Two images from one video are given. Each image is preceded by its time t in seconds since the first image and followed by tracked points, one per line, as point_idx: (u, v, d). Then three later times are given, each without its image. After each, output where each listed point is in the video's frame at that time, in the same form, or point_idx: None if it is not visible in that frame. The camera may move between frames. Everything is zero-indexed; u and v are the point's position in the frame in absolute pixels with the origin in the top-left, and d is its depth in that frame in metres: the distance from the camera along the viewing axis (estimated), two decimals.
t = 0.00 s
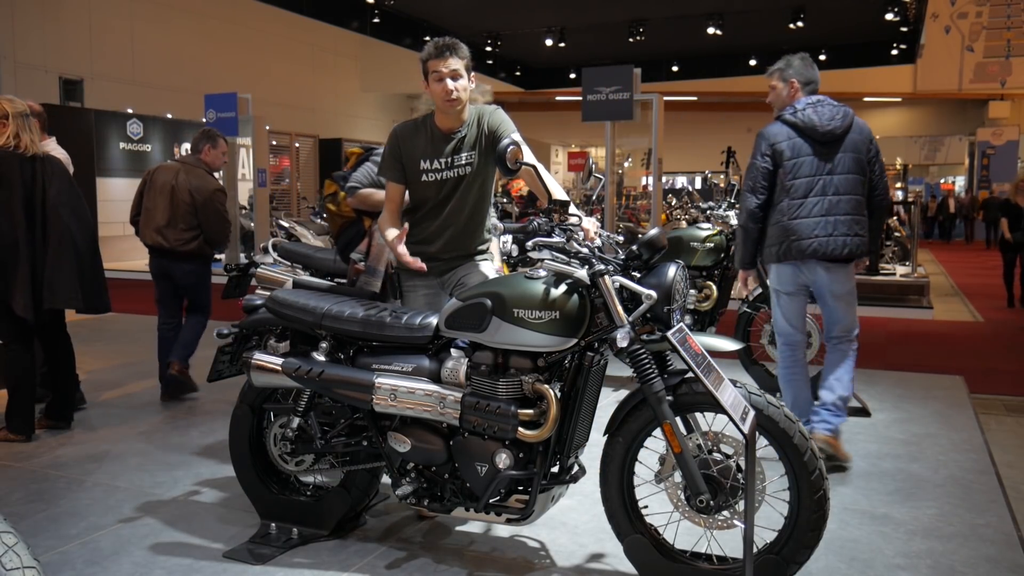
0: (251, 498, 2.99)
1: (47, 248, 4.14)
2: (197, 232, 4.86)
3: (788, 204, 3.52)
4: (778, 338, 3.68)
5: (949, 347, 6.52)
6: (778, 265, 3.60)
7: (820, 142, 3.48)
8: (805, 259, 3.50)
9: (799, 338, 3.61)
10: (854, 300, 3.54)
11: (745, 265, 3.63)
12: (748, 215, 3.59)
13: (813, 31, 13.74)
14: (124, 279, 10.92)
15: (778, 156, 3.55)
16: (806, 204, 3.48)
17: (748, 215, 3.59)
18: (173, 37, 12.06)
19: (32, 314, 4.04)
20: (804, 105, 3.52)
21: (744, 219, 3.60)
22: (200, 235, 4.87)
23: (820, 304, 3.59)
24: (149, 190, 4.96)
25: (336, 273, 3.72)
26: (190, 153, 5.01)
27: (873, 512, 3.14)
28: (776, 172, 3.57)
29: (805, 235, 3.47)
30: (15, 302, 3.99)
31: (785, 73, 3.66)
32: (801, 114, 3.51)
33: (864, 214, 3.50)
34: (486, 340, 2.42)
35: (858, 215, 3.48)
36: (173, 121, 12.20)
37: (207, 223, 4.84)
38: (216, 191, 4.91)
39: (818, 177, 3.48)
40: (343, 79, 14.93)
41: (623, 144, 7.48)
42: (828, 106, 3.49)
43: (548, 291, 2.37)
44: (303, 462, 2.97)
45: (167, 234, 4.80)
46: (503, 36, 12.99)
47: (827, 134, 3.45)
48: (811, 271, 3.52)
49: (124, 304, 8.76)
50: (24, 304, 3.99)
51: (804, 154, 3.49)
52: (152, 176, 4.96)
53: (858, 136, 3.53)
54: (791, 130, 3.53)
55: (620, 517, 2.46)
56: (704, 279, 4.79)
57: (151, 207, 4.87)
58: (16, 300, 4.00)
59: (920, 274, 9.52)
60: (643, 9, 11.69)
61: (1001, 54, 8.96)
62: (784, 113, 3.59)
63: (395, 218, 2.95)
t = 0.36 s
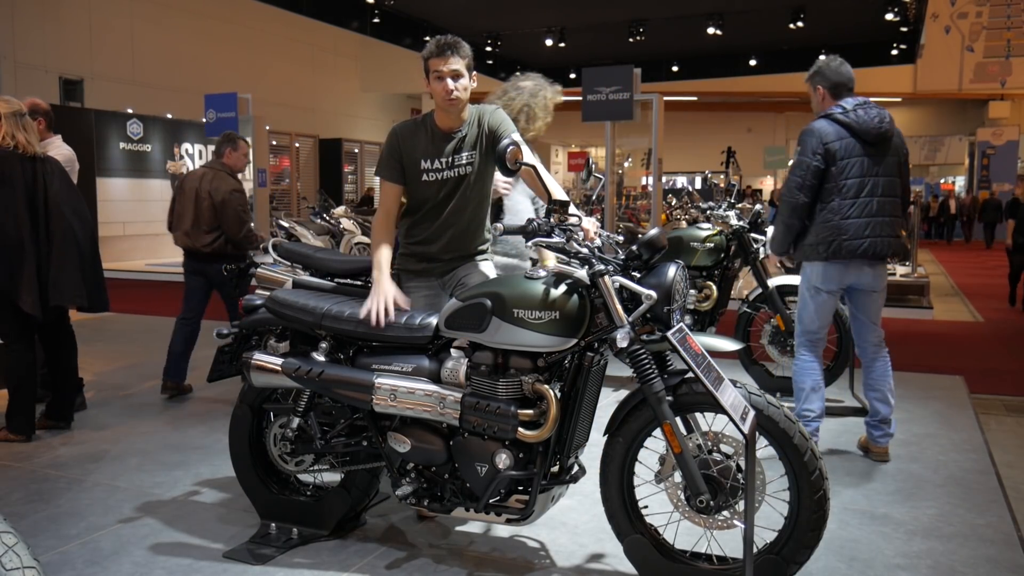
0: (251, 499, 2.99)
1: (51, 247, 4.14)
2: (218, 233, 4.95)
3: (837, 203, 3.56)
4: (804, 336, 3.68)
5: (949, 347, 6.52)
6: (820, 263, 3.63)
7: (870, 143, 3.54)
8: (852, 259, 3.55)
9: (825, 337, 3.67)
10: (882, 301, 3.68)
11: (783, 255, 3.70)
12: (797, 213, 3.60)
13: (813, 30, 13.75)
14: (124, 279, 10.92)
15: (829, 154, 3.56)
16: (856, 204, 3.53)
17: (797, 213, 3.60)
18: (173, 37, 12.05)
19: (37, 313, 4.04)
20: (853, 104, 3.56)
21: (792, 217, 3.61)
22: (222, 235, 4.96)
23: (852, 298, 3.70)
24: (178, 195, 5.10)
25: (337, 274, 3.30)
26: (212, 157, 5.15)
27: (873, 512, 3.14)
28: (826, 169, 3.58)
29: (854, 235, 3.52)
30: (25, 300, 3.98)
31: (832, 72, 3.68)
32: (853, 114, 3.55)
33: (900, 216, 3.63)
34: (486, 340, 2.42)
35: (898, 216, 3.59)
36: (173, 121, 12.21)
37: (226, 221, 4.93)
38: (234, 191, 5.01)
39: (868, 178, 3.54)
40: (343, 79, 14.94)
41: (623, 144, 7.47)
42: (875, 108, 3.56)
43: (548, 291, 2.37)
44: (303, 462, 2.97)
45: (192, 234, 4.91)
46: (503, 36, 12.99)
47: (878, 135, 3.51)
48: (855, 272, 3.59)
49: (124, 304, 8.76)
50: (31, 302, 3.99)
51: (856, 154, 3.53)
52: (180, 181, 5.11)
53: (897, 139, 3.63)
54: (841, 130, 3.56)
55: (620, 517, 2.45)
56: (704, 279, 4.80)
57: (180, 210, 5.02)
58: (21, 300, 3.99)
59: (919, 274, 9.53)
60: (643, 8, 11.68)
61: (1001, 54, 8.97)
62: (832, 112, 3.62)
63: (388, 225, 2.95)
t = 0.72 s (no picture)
0: (251, 499, 2.99)
1: (50, 247, 4.13)
2: (253, 224, 5.38)
3: (860, 198, 3.59)
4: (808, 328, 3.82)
5: (950, 347, 6.52)
6: (846, 260, 3.64)
7: (886, 140, 3.62)
8: (872, 254, 3.58)
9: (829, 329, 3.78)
10: (893, 302, 3.72)
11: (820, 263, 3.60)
12: (826, 210, 3.57)
13: (813, 31, 13.76)
14: (124, 279, 10.91)
15: (849, 150, 3.61)
16: (877, 199, 3.57)
17: (827, 210, 3.58)
18: (173, 37, 12.05)
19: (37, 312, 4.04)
20: (867, 105, 3.64)
21: (822, 214, 3.59)
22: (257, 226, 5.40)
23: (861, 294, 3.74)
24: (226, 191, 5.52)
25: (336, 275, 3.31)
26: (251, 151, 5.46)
27: (873, 512, 3.14)
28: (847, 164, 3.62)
29: (876, 229, 3.55)
30: (23, 300, 3.99)
31: (844, 76, 3.75)
32: (870, 113, 3.60)
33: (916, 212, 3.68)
34: (486, 340, 2.42)
35: (914, 211, 3.65)
36: (173, 121, 12.20)
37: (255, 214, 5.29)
38: (260, 182, 5.31)
39: (886, 174, 3.59)
40: (342, 79, 14.97)
41: (623, 144, 7.47)
42: (890, 108, 3.64)
43: (548, 291, 2.37)
44: (303, 462, 2.97)
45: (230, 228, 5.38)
46: (503, 36, 12.99)
47: (895, 134, 3.58)
48: (869, 269, 3.63)
49: (124, 304, 8.76)
50: (30, 301, 4.00)
51: (875, 151, 3.59)
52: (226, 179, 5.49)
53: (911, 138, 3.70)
54: (859, 128, 3.61)
55: (620, 518, 2.45)
56: (704, 279, 4.78)
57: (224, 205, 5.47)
58: (21, 299, 3.99)
59: (919, 274, 9.54)
60: (644, 8, 11.67)
61: (1001, 54, 8.97)
62: (847, 112, 3.67)
63: (391, 227, 2.91)
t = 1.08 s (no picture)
0: (251, 498, 2.99)
1: (47, 247, 4.13)
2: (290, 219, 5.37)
3: (842, 202, 3.60)
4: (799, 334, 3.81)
5: (950, 347, 6.52)
6: (826, 262, 3.66)
7: (863, 144, 3.63)
8: (856, 256, 3.61)
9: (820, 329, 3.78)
10: (876, 299, 3.78)
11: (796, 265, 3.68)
12: (807, 218, 3.58)
13: (813, 31, 13.76)
14: (124, 279, 10.90)
15: (830, 156, 3.61)
16: (859, 202, 3.59)
17: (808, 219, 3.58)
18: (173, 37, 12.05)
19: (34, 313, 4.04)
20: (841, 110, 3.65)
21: (803, 222, 3.59)
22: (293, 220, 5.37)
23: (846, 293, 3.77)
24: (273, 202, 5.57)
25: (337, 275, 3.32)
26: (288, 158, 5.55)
27: (873, 512, 3.14)
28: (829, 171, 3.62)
29: (860, 233, 3.58)
30: (20, 302, 3.99)
31: (814, 85, 3.73)
32: (846, 118, 3.60)
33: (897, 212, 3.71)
34: (486, 340, 2.42)
35: (895, 211, 3.69)
36: (173, 121, 12.20)
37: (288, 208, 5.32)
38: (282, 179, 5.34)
39: (867, 177, 3.61)
40: (342, 79, 14.99)
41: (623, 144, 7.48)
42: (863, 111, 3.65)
43: (548, 292, 2.37)
44: (303, 462, 2.97)
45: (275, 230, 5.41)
46: (503, 36, 13.00)
47: (872, 138, 3.59)
48: (854, 269, 3.65)
49: (124, 304, 8.77)
50: (27, 303, 4.00)
51: (854, 156, 3.60)
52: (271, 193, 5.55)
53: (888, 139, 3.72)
54: (837, 135, 3.61)
55: (620, 517, 2.45)
56: (704, 279, 4.76)
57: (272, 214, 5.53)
58: (19, 300, 4.00)
59: (919, 274, 9.54)
60: (643, 9, 11.67)
61: (1001, 54, 8.96)
62: (824, 119, 3.66)
63: (391, 225, 2.92)
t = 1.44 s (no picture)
0: (250, 499, 2.99)
1: (47, 247, 4.13)
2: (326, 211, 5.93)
3: (818, 203, 3.75)
4: (799, 324, 3.84)
5: (951, 347, 6.52)
6: (804, 262, 3.80)
7: (834, 145, 3.80)
8: (841, 251, 3.78)
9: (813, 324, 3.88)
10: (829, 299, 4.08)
11: (774, 265, 3.80)
12: (787, 222, 3.70)
13: (813, 31, 13.76)
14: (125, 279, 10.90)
15: (810, 159, 3.73)
16: (838, 201, 3.77)
17: (790, 221, 3.69)
18: (173, 37, 12.05)
19: (33, 313, 4.04)
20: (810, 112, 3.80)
21: (785, 224, 3.70)
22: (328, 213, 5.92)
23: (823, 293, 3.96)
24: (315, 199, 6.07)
25: (336, 275, 3.32)
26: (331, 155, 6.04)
27: (873, 512, 3.14)
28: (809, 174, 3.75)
29: (844, 231, 3.76)
30: (19, 302, 3.99)
31: (776, 93, 3.90)
32: (819, 121, 3.75)
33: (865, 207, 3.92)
34: (486, 340, 2.42)
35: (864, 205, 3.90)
36: (173, 121, 12.19)
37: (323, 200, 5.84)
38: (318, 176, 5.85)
39: (842, 177, 3.80)
40: (342, 80, 15.01)
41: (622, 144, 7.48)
42: (828, 112, 3.82)
43: (548, 291, 2.37)
44: (303, 462, 2.97)
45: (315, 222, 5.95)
46: (503, 36, 13.01)
47: (844, 139, 3.78)
48: (836, 262, 3.81)
49: (124, 304, 8.77)
50: (26, 303, 3.99)
51: (831, 157, 3.76)
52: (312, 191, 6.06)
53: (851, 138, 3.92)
54: (813, 137, 3.74)
55: (620, 518, 2.45)
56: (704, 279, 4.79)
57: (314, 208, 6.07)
58: (18, 300, 4.00)
59: (919, 274, 9.53)
60: (643, 9, 11.67)
61: (1001, 54, 8.95)
62: (797, 122, 3.79)
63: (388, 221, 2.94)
